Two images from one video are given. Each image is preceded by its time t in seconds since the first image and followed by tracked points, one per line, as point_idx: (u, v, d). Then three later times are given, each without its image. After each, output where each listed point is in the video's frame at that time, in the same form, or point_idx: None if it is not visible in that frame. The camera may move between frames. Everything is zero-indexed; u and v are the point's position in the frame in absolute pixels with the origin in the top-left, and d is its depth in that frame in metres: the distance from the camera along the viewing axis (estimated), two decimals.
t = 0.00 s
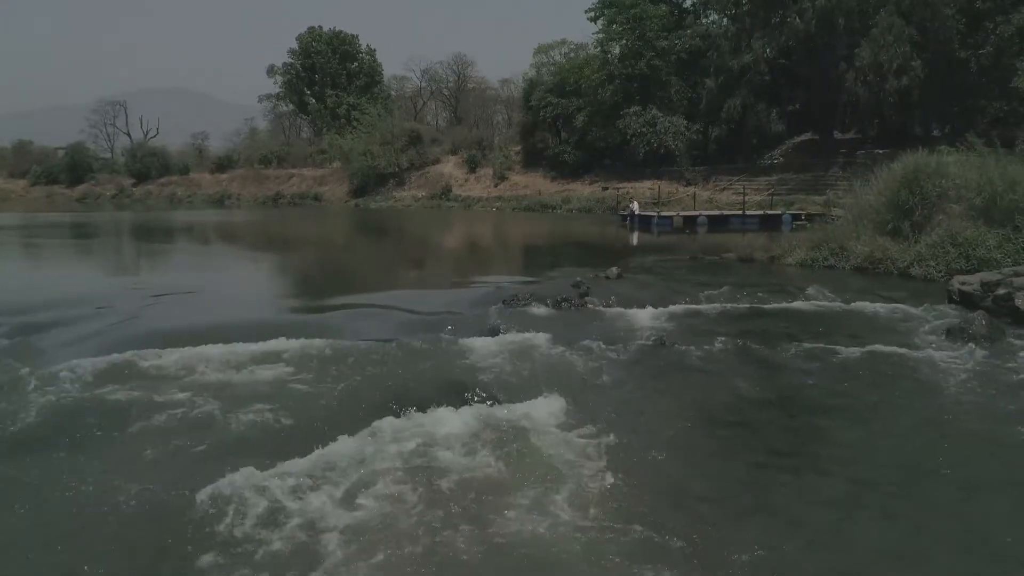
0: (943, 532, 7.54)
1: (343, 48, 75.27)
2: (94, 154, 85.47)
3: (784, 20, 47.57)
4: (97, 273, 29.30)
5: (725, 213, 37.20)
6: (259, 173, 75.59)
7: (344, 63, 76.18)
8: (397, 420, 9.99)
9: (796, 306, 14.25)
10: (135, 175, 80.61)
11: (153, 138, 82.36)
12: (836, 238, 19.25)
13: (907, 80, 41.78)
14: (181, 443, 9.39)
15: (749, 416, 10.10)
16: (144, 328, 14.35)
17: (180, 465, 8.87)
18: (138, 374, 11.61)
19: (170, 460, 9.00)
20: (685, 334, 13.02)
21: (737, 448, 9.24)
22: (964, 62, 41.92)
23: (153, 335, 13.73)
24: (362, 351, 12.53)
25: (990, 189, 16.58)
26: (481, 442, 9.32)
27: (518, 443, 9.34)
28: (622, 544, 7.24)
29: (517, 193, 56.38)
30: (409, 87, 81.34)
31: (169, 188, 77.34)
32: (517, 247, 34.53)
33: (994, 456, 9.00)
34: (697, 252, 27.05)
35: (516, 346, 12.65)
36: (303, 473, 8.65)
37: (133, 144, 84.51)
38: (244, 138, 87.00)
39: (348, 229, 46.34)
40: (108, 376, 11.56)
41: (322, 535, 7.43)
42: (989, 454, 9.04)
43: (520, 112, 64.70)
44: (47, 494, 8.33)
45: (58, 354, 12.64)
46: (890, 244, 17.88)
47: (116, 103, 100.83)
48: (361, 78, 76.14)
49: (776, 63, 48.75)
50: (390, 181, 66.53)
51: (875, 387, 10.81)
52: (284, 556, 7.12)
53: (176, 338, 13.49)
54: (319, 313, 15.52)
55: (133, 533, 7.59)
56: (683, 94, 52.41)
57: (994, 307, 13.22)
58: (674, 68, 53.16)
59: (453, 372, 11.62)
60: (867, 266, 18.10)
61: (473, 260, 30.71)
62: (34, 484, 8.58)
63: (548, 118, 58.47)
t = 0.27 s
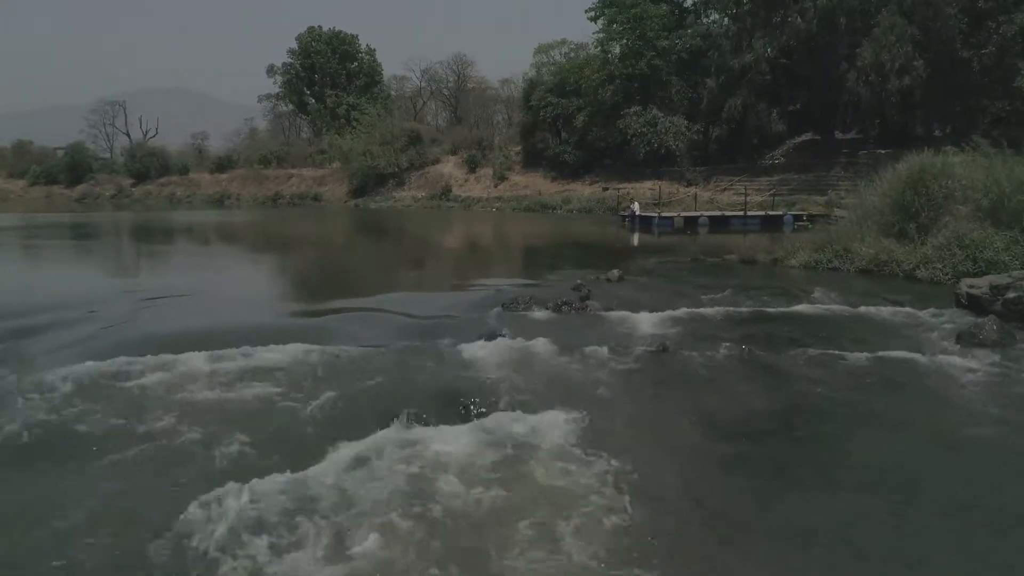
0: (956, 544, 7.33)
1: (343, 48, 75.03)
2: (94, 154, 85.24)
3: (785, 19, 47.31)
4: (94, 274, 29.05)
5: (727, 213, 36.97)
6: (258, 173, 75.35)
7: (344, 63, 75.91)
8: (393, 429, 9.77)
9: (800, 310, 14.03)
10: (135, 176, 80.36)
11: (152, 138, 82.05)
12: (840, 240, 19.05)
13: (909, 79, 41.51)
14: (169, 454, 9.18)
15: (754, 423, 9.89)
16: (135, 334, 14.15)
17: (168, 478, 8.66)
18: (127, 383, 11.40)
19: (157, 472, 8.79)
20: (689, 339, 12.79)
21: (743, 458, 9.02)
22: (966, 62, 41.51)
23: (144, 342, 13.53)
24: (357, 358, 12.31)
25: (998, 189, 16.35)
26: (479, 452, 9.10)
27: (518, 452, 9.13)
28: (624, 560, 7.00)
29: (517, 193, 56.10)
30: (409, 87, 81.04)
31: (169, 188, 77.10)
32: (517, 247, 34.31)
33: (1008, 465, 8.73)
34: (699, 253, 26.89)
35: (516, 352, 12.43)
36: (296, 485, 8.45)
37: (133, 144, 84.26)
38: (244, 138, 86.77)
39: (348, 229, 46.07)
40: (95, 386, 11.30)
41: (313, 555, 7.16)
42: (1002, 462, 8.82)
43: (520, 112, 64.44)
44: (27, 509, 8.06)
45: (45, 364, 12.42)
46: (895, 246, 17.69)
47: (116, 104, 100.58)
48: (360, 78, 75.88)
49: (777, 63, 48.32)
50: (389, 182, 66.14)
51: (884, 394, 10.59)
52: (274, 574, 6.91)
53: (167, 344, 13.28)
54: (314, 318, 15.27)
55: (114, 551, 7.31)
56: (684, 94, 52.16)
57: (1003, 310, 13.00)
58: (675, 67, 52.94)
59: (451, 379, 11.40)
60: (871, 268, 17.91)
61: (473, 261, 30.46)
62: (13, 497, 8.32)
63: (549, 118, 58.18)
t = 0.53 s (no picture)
0: (971, 561, 7.06)
1: (342, 48, 74.71)
2: (93, 155, 84.95)
3: (786, 18, 46.98)
4: (91, 275, 28.78)
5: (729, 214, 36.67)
6: (258, 173, 75.04)
7: (344, 63, 75.56)
8: (389, 439, 9.49)
9: (807, 314, 13.74)
10: (134, 176, 80.05)
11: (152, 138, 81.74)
12: (845, 241, 18.76)
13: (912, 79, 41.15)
14: (156, 464, 8.93)
15: (762, 432, 9.61)
16: (127, 341, 13.92)
17: (154, 488, 8.39)
18: (115, 389, 11.15)
19: (143, 483, 8.52)
20: (693, 345, 12.50)
21: (751, 469, 8.74)
22: (969, 62, 40.74)
23: (135, 349, 13.31)
24: (351, 364, 12.01)
25: (1007, 190, 16.05)
26: (477, 464, 8.83)
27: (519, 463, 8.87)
28: None
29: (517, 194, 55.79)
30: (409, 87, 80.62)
31: (168, 189, 76.82)
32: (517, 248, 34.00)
33: None
34: (701, 254, 26.57)
35: (515, 358, 12.15)
36: (289, 498, 8.17)
37: (132, 143, 83.97)
38: (244, 138, 86.46)
39: (347, 230, 45.77)
40: (81, 393, 11.04)
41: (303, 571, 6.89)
42: (1018, 474, 8.54)
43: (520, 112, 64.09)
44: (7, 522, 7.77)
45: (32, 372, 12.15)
46: (902, 248, 17.39)
47: (115, 104, 100.26)
48: (360, 78, 75.57)
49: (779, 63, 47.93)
50: (389, 182, 65.83)
51: (896, 403, 10.29)
52: None
53: (158, 352, 13.05)
54: (308, 322, 14.99)
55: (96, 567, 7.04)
56: (685, 93, 51.87)
57: (1014, 315, 12.71)
58: (676, 67, 52.65)
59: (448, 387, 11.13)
60: (878, 270, 17.61)
61: (473, 261, 30.15)
62: None
63: (549, 118, 57.81)
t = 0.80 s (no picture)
0: None
1: (342, 47, 74.44)
2: (93, 154, 84.69)
3: (788, 18, 46.73)
4: (90, 276, 28.55)
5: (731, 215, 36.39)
6: (257, 173, 74.77)
7: (344, 62, 75.26)
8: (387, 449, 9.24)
9: (814, 319, 13.48)
10: (134, 176, 79.80)
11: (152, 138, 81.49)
12: (851, 243, 18.48)
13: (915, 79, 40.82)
14: (143, 473, 8.67)
15: (769, 443, 9.36)
16: (118, 349, 13.66)
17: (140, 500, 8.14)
18: (103, 397, 10.88)
19: (127, 496, 8.23)
20: (697, 350, 12.26)
21: (761, 480, 8.53)
22: (972, 61, 40.41)
23: (126, 356, 13.06)
24: (346, 371, 11.74)
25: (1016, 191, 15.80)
26: (477, 476, 8.58)
27: (521, 475, 8.63)
28: None
29: (517, 194, 55.52)
30: (409, 87, 80.34)
31: (168, 189, 76.57)
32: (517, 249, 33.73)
33: None
34: (703, 256, 26.29)
35: (516, 364, 11.89)
36: (284, 511, 7.94)
37: (132, 143, 83.72)
38: (244, 138, 86.20)
39: (347, 230, 45.50)
40: (68, 401, 10.76)
41: None
42: None
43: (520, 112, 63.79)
44: None
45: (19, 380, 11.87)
46: (909, 250, 17.15)
47: (115, 103, 100.01)
48: (360, 78, 75.33)
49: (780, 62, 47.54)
50: (389, 182, 65.59)
51: (907, 412, 10.06)
52: None
53: (150, 359, 12.79)
54: (303, 327, 14.71)
55: None
56: (686, 93, 51.60)
57: None
58: (677, 66, 52.38)
59: (446, 394, 10.88)
60: (884, 272, 17.35)
61: (473, 262, 29.87)
62: None
63: (550, 117, 57.47)
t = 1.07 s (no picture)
0: None
1: (342, 47, 74.18)
2: (92, 154, 84.34)
3: (789, 17, 46.56)
4: (87, 277, 28.25)
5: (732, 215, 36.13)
6: (257, 173, 74.46)
7: (343, 62, 74.98)
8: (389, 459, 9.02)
9: (821, 325, 13.25)
10: (133, 176, 79.47)
11: (151, 137, 81.16)
12: (855, 244, 18.24)
13: (918, 78, 40.63)
14: (138, 484, 8.45)
15: (780, 455, 9.10)
16: (112, 354, 13.40)
17: (136, 513, 7.92)
18: (96, 404, 10.63)
19: (121, 509, 8.01)
20: (703, 355, 12.05)
21: (774, 492, 8.32)
22: (975, 61, 40.49)
23: (116, 363, 12.75)
24: (342, 379, 11.45)
25: None
26: (480, 487, 8.36)
27: (526, 486, 8.42)
28: None
29: (518, 194, 55.23)
30: (408, 86, 80.05)
31: (167, 189, 76.26)
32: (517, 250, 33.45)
33: None
34: (705, 257, 26.04)
35: (518, 370, 11.64)
36: (280, 528, 7.67)
37: (131, 143, 83.40)
38: (243, 138, 85.90)
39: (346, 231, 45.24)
40: (55, 412, 10.46)
41: None
42: None
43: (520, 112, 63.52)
44: None
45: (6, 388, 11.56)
46: (916, 252, 16.97)
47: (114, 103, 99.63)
48: (360, 78, 75.09)
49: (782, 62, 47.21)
50: (388, 181, 65.33)
51: (919, 420, 9.87)
52: None
53: (144, 364, 12.54)
54: (298, 332, 14.42)
55: None
56: (686, 93, 51.40)
57: None
58: (678, 66, 52.15)
59: (444, 403, 10.60)
60: (890, 274, 17.15)
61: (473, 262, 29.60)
62: None
63: (551, 117, 57.13)
